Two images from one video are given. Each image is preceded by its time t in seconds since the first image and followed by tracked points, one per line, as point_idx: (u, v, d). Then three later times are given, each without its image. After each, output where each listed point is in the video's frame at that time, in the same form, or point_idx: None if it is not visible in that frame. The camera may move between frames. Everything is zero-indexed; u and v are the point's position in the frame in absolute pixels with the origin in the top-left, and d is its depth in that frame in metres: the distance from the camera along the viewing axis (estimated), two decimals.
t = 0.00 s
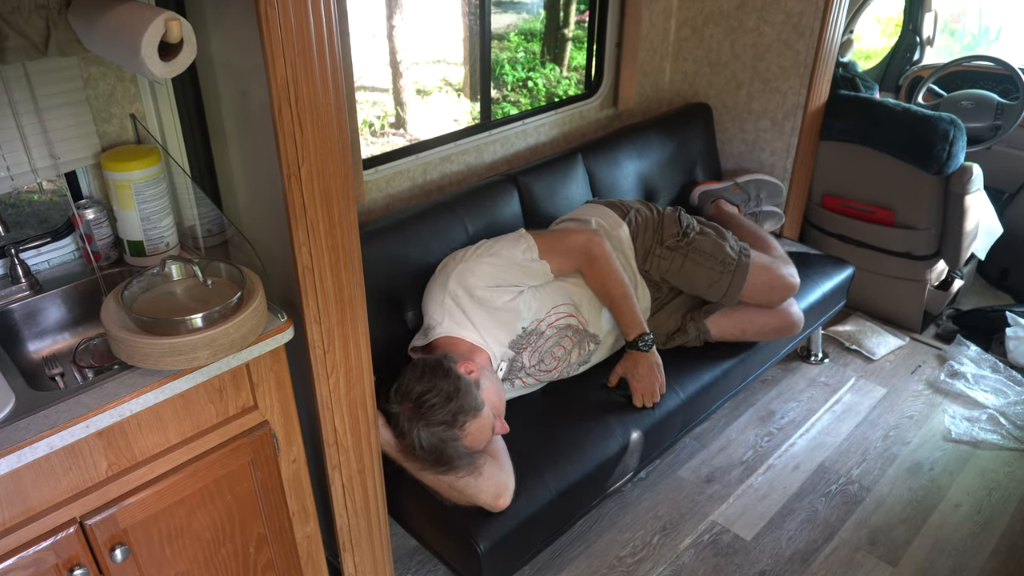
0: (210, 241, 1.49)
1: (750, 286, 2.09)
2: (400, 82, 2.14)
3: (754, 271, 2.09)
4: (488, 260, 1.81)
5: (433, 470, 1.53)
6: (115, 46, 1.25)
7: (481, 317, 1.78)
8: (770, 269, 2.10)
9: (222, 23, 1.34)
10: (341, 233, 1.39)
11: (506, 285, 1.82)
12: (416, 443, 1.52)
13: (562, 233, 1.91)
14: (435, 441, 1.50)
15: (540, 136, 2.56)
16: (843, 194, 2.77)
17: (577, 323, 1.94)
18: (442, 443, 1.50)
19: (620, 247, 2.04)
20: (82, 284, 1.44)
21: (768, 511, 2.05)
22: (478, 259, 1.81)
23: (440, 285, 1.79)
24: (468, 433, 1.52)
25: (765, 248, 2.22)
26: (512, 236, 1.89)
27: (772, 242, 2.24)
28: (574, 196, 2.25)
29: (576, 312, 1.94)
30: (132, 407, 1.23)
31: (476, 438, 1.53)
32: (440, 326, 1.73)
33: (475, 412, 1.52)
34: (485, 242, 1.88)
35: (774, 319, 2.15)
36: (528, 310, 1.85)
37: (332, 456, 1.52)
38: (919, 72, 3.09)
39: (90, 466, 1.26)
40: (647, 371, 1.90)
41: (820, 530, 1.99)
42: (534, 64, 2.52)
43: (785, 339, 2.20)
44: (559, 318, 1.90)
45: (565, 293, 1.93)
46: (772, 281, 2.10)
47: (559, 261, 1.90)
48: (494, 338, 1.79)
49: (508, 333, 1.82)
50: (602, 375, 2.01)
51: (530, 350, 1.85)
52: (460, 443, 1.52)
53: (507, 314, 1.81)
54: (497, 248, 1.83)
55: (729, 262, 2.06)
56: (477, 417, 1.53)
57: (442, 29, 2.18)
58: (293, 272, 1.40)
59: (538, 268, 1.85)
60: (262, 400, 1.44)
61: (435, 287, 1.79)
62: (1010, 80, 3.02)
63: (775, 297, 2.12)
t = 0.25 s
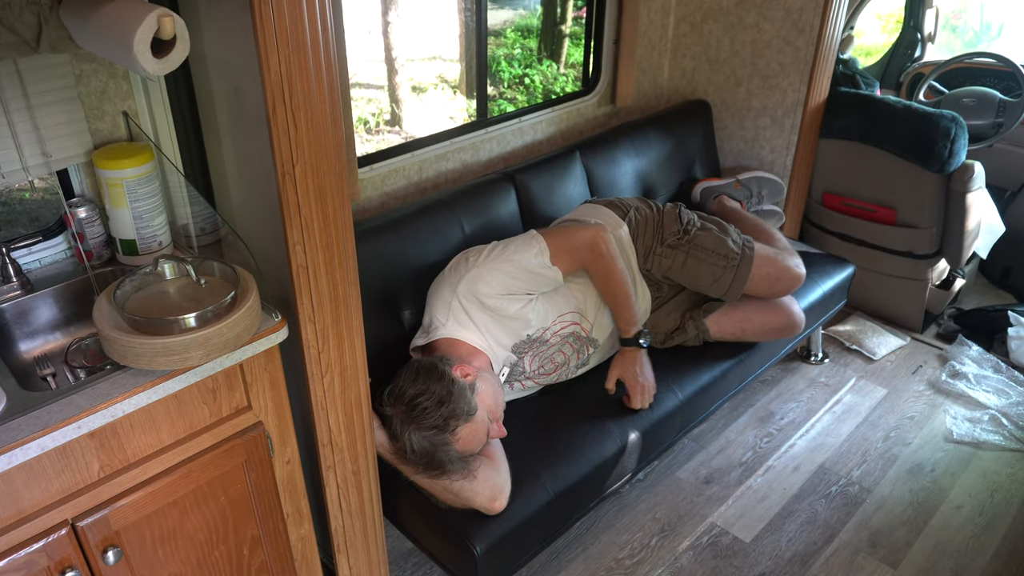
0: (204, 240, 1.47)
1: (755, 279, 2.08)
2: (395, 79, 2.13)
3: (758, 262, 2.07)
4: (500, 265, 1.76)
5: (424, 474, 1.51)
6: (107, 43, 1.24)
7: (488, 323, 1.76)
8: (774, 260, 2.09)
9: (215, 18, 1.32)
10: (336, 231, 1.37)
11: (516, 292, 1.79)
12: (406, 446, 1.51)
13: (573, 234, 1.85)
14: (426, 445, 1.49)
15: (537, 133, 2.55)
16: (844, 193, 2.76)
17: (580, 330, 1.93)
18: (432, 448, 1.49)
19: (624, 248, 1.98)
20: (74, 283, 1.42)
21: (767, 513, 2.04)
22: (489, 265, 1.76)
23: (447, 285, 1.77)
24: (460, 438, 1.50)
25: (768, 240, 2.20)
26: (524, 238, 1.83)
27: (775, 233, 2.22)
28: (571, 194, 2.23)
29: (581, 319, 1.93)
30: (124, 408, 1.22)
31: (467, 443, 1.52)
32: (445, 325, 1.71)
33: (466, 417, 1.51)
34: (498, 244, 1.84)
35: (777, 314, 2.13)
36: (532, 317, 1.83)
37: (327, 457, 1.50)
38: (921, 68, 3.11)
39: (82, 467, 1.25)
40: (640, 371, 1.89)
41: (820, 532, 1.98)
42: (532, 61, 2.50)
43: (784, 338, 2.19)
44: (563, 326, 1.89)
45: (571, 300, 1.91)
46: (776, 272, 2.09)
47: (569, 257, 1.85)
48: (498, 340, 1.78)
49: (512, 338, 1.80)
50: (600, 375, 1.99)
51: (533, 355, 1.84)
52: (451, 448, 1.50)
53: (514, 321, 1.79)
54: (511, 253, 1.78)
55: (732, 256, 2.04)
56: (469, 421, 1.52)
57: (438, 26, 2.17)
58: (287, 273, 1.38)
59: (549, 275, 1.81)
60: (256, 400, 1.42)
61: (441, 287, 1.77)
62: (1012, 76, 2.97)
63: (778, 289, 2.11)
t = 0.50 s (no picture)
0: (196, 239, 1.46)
1: (751, 290, 2.06)
2: (391, 76, 2.11)
3: (754, 274, 2.06)
4: (500, 266, 1.75)
5: (429, 471, 1.50)
6: (99, 40, 1.22)
7: (484, 322, 1.75)
8: (771, 271, 2.08)
9: (208, 14, 1.31)
10: (330, 230, 1.36)
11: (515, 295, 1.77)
12: (408, 445, 1.49)
13: (581, 262, 1.81)
14: (428, 439, 1.48)
15: (533, 131, 2.53)
16: (844, 191, 2.74)
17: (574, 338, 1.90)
18: (434, 441, 1.48)
19: (620, 248, 1.96)
20: (65, 283, 1.41)
21: (767, 515, 2.02)
22: (491, 265, 1.75)
23: (445, 281, 1.75)
24: (460, 427, 1.50)
25: (766, 249, 2.19)
26: (531, 245, 1.81)
27: (772, 242, 2.21)
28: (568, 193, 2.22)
29: (577, 327, 1.90)
30: (117, 408, 1.21)
31: (469, 432, 1.51)
32: (442, 322, 1.70)
33: (464, 406, 1.51)
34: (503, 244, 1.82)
35: (774, 322, 2.12)
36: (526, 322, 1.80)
37: (321, 458, 1.49)
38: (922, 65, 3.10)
39: (74, 468, 1.23)
40: (615, 403, 1.79)
41: (821, 534, 1.97)
42: (529, 58, 2.49)
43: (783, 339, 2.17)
44: (557, 332, 1.86)
45: (566, 309, 1.87)
46: (773, 283, 2.08)
47: (573, 284, 1.82)
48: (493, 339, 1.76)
49: (506, 339, 1.78)
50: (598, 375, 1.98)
51: (525, 358, 1.83)
52: (453, 439, 1.49)
53: (509, 324, 1.77)
54: (512, 258, 1.77)
55: (730, 266, 2.02)
56: (468, 411, 1.52)
57: (434, 22, 2.15)
58: (281, 273, 1.37)
59: (548, 288, 1.79)
60: (250, 401, 1.41)
61: (440, 283, 1.75)
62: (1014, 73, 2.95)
63: (775, 298, 2.09)
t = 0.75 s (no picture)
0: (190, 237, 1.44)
1: (751, 287, 2.05)
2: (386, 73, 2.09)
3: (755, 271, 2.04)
4: (511, 267, 1.73)
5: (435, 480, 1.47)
6: (90, 36, 1.20)
7: (492, 325, 1.73)
8: (771, 268, 2.06)
9: (201, 10, 1.29)
10: (325, 228, 1.34)
11: (523, 297, 1.75)
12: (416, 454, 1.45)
13: (586, 263, 1.79)
14: (437, 450, 1.44)
15: (531, 129, 2.51)
16: (845, 189, 2.72)
17: (576, 340, 1.88)
18: (444, 452, 1.44)
19: (621, 250, 1.96)
20: (56, 282, 1.39)
21: (766, 516, 2.01)
22: (501, 265, 1.73)
23: (455, 280, 1.73)
24: (470, 438, 1.46)
25: (767, 246, 2.17)
26: (539, 244, 1.79)
27: (773, 239, 2.19)
28: (566, 191, 2.20)
29: (579, 327, 1.88)
30: (109, 409, 1.19)
31: (478, 442, 1.47)
32: (450, 323, 1.68)
33: (475, 417, 1.46)
34: (512, 243, 1.80)
35: (775, 320, 2.10)
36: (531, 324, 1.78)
37: (316, 459, 1.47)
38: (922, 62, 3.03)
39: (65, 469, 1.22)
40: (613, 401, 1.77)
41: (821, 536, 1.95)
42: (525, 54, 2.47)
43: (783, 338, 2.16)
44: (560, 334, 1.84)
45: (570, 310, 1.86)
46: (774, 281, 2.06)
47: (580, 284, 1.80)
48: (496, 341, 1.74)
49: (513, 343, 1.77)
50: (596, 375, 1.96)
51: (529, 362, 1.81)
52: (462, 449, 1.45)
53: (518, 327, 1.76)
54: (523, 256, 1.75)
55: (731, 265, 2.01)
56: (477, 421, 1.47)
57: (430, 19, 2.14)
58: (275, 272, 1.35)
59: (558, 287, 1.77)
60: (243, 402, 1.39)
61: (450, 282, 1.73)
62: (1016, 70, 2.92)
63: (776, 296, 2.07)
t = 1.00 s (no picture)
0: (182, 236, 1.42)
1: (750, 286, 2.03)
2: (382, 70, 2.07)
3: (752, 269, 2.03)
4: (503, 263, 1.72)
5: (424, 481, 1.47)
6: (81, 32, 1.19)
7: (484, 321, 1.72)
8: (769, 267, 2.05)
9: (194, 6, 1.28)
10: (319, 227, 1.33)
11: (515, 294, 1.74)
12: (401, 456, 1.46)
13: (579, 260, 1.78)
14: (422, 450, 1.44)
15: (527, 126, 2.49)
16: (845, 187, 2.71)
17: (572, 338, 1.86)
18: (428, 452, 1.44)
19: (615, 246, 1.93)
20: (48, 281, 1.37)
21: (766, 518, 1.99)
22: (493, 260, 1.72)
23: (445, 279, 1.72)
24: (454, 437, 1.46)
25: (765, 245, 2.15)
26: (530, 241, 1.77)
27: (772, 238, 2.18)
28: (563, 188, 2.18)
29: (574, 324, 1.87)
30: (101, 410, 1.18)
31: (462, 441, 1.47)
32: (440, 321, 1.66)
33: (457, 416, 1.46)
34: (505, 240, 1.79)
35: (773, 319, 2.09)
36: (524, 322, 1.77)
37: (310, 460, 1.46)
38: (924, 59, 2.98)
39: (57, 471, 1.20)
40: (610, 403, 1.76)
41: (821, 538, 1.94)
42: (521, 51, 2.43)
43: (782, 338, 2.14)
44: (554, 331, 1.83)
45: (563, 306, 1.85)
46: (772, 279, 2.05)
47: (573, 282, 1.78)
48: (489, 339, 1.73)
49: (506, 339, 1.75)
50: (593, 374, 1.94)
51: (523, 359, 1.80)
52: (448, 449, 1.46)
53: (511, 323, 1.74)
54: (515, 253, 1.73)
55: (726, 261, 1.99)
56: (462, 420, 1.47)
57: (425, 15, 2.12)
58: (269, 270, 1.34)
59: (550, 284, 1.75)
60: (236, 402, 1.37)
61: (441, 281, 1.71)
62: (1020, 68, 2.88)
63: (774, 295, 2.06)
